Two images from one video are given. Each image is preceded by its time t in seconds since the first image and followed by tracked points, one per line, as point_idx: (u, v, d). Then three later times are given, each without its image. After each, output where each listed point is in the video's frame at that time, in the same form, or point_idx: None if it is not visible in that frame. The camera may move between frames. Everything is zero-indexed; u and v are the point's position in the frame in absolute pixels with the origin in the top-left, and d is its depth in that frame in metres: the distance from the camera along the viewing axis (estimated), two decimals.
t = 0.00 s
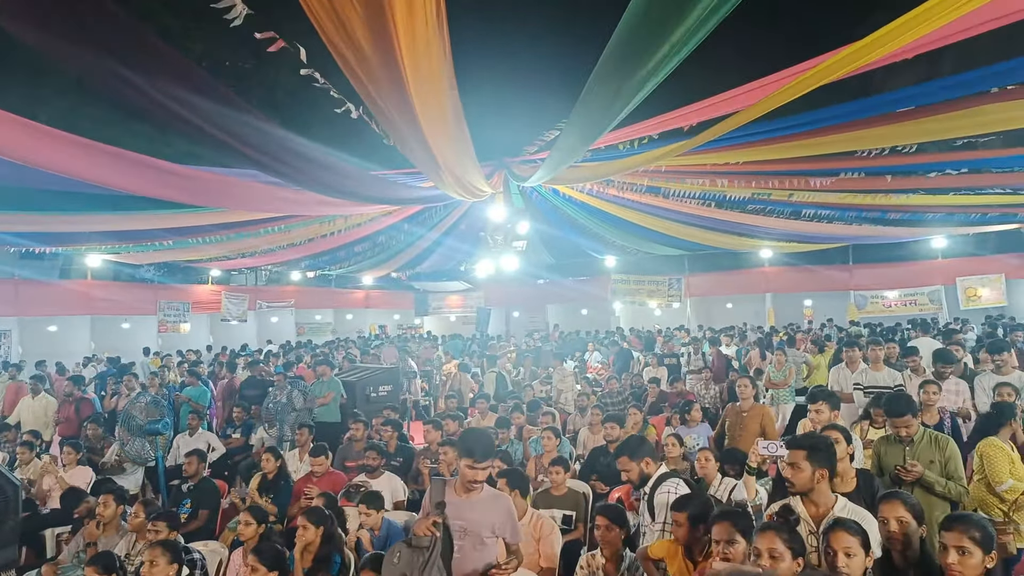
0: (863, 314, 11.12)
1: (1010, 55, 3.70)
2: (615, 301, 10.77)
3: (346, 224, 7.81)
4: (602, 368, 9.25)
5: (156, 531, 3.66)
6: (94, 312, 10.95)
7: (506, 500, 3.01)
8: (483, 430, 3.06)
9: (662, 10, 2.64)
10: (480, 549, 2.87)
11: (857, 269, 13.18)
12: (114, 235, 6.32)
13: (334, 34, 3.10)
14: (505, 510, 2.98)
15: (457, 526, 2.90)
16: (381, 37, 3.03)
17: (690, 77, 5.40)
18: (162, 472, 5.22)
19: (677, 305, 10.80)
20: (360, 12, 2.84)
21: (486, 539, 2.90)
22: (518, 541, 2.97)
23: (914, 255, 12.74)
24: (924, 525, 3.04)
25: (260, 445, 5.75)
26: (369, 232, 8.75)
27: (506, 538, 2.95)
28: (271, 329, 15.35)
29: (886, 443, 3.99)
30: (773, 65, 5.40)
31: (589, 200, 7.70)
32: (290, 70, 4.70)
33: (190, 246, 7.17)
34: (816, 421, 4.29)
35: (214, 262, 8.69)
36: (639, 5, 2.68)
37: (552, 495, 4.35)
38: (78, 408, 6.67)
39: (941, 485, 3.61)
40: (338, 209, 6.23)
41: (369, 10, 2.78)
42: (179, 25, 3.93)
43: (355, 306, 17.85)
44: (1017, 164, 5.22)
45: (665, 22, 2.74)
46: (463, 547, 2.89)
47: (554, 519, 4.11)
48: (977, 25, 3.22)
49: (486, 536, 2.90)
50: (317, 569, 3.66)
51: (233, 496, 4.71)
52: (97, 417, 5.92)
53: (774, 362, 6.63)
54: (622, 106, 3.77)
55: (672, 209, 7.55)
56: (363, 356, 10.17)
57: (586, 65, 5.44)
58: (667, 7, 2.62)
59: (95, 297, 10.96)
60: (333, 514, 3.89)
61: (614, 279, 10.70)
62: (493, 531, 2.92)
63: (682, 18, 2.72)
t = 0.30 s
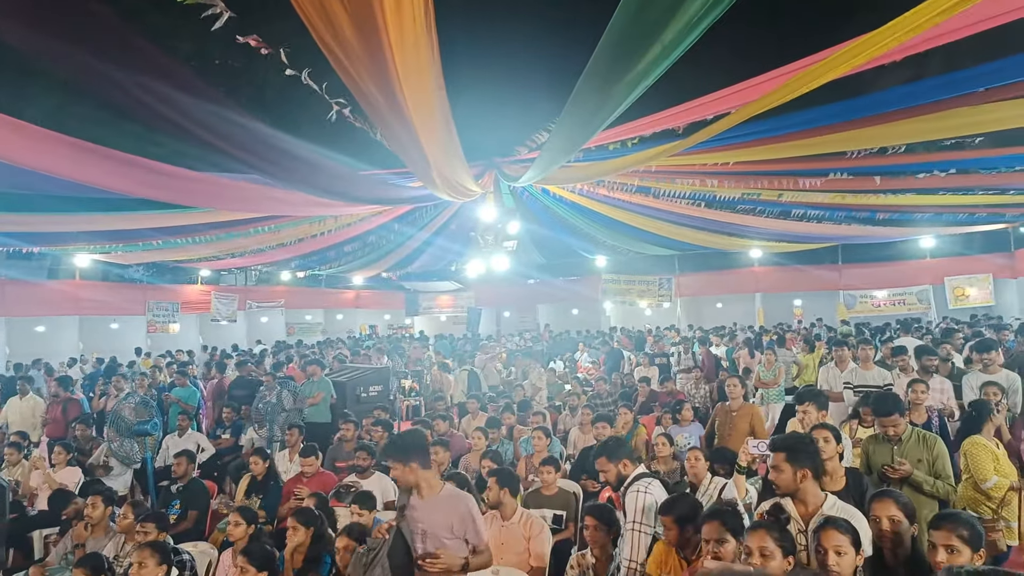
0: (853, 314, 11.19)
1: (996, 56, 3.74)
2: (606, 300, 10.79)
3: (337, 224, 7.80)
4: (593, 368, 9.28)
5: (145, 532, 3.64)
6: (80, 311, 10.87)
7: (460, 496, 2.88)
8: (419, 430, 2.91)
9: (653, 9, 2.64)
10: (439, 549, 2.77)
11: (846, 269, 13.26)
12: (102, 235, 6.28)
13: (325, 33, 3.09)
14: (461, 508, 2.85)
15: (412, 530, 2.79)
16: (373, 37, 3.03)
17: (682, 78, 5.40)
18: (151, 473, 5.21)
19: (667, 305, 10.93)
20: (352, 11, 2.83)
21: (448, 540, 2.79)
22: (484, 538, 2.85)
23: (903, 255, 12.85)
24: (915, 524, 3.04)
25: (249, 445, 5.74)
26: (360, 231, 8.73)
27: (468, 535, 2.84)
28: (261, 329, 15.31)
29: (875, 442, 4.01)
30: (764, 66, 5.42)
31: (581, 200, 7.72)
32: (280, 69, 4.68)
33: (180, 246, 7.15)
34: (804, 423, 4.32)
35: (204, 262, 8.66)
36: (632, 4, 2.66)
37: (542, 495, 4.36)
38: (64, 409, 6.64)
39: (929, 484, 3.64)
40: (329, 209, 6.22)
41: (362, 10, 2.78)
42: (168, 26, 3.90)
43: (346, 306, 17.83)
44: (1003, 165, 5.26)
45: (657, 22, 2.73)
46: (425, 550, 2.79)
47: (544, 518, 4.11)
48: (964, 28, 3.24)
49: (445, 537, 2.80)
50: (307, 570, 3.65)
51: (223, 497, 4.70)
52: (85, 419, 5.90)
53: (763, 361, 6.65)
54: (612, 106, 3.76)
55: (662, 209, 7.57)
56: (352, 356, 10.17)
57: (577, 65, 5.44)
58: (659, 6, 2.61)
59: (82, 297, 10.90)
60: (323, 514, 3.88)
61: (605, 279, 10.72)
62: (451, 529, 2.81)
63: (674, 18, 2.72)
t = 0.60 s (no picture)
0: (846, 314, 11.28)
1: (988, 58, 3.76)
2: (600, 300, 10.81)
3: (331, 224, 7.80)
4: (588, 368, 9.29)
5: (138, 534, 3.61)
6: (73, 312, 10.84)
7: (422, 496, 3.00)
8: (395, 435, 3.13)
9: (651, 10, 2.62)
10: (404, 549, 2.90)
11: (840, 269, 13.32)
12: (94, 235, 6.26)
13: (321, 34, 3.10)
14: (422, 508, 2.96)
15: (384, 528, 3.00)
16: (368, 39, 3.03)
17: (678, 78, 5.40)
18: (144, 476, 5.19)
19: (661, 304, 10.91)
20: (345, 12, 2.83)
21: (408, 538, 2.93)
22: (441, 539, 2.87)
23: (895, 255, 12.94)
24: (911, 522, 3.03)
25: (244, 445, 5.74)
26: (354, 231, 8.72)
27: (430, 536, 2.92)
28: (255, 329, 15.28)
29: (868, 442, 4.03)
30: (758, 66, 5.43)
31: (576, 200, 7.72)
32: (277, 68, 4.67)
33: (172, 246, 7.14)
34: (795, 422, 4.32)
35: (197, 262, 8.64)
36: (630, 5, 2.65)
37: (537, 494, 4.35)
38: (55, 409, 6.63)
39: (922, 482, 3.64)
40: (324, 209, 6.22)
41: (356, 10, 2.78)
42: (162, 26, 3.89)
43: (340, 306, 17.81)
44: (995, 165, 5.29)
45: (655, 24, 2.72)
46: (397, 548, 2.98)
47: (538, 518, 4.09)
48: (959, 29, 3.25)
49: (408, 537, 2.94)
50: (301, 570, 3.65)
51: (216, 498, 4.69)
52: (77, 419, 5.90)
53: (757, 361, 6.68)
54: (608, 108, 3.75)
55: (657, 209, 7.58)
56: (346, 357, 10.17)
57: (572, 65, 5.43)
58: (656, 8, 2.60)
59: (75, 297, 10.87)
60: (317, 514, 3.86)
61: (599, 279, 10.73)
62: (412, 529, 2.94)
63: (671, 20, 2.71)
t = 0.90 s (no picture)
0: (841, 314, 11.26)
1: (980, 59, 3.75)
2: (596, 300, 10.82)
3: (327, 224, 7.80)
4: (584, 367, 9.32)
5: (133, 534, 3.61)
6: (67, 312, 10.81)
7: (412, 511, 2.85)
8: (386, 438, 2.98)
9: (651, 11, 2.60)
10: (385, 561, 2.84)
11: (835, 268, 13.38)
12: (88, 235, 6.25)
13: (316, 33, 3.09)
14: (410, 524, 2.82)
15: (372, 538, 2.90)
16: (362, 39, 3.01)
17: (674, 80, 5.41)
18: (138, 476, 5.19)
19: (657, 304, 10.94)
20: (341, 12, 2.82)
21: (393, 556, 2.81)
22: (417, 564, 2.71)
23: (890, 255, 13.00)
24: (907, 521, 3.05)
25: (239, 445, 5.75)
26: (349, 231, 8.71)
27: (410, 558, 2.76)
28: (250, 329, 15.26)
29: (864, 440, 4.04)
30: (754, 67, 5.44)
31: (572, 200, 7.73)
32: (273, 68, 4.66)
33: (167, 246, 7.12)
34: (790, 420, 4.33)
35: (192, 262, 8.63)
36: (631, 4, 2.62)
37: (533, 494, 4.35)
38: (49, 410, 6.61)
39: (918, 481, 3.65)
40: (320, 209, 6.21)
41: (351, 10, 2.77)
42: (157, 26, 3.86)
43: (335, 306, 17.79)
44: (989, 165, 5.31)
45: (655, 26, 2.71)
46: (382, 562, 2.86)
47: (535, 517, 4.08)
48: (959, 31, 3.25)
49: (392, 553, 2.83)
50: (296, 570, 3.65)
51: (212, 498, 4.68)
52: (72, 420, 5.89)
53: (751, 361, 6.70)
54: (606, 109, 3.73)
55: (653, 209, 7.58)
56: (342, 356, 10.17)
57: (569, 65, 5.43)
58: (656, 9, 2.59)
59: (69, 298, 10.84)
60: (312, 514, 3.86)
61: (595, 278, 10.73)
62: (397, 543, 2.81)
63: (672, 22, 2.69)
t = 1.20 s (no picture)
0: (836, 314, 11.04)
1: (980, 59, 3.76)
2: (594, 299, 10.83)
3: (324, 224, 7.80)
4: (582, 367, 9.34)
5: (129, 535, 3.60)
6: (63, 312, 10.77)
7: (400, 525, 2.68)
8: (378, 446, 2.81)
9: (651, 12, 2.61)
10: None
11: (832, 268, 13.42)
12: (84, 235, 6.24)
13: (315, 34, 3.09)
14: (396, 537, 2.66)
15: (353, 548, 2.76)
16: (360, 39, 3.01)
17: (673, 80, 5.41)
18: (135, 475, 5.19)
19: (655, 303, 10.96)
20: (339, 12, 2.82)
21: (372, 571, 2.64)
22: None
23: (887, 254, 13.03)
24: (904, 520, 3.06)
25: (236, 445, 5.75)
26: (347, 231, 8.71)
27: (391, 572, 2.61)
28: (247, 329, 15.24)
29: (861, 440, 4.07)
30: (752, 67, 5.45)
31: (570, 200, 7.74)
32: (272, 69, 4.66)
33: (163, 245, 7.11)
34: (786, 420, 4.34)
35: (188, 262, 8.63)
36: (631, 3, 2.63)
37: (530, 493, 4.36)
38: (45, 410, 6.60)
39: (914, 479, 3.65)
40: (317, 208, 6.21)
41: (349, 9, 2.77)
42: (155, 26, 3.85)
43: (333, 305, 17.76)
44: (985, 165, 5.33)
45: (655, 26, 2.71)
46: None
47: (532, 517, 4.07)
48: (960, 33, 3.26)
49: (376, 566, 2.65)
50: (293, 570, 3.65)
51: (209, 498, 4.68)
52: (69, 420, 5.89)
53: (748, 361, 6.73)
54: (606, 110, 3.73)
55: (651, 208, 7.59)
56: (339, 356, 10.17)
57: (567, 65, 5.43)
58: (658, 9, 2.59)
59: (66, 298, 10.81)
60: (309, 514, 3.86)
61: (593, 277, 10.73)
62: (382, 557, 2.64)
63: (672, 22, 2.69)
